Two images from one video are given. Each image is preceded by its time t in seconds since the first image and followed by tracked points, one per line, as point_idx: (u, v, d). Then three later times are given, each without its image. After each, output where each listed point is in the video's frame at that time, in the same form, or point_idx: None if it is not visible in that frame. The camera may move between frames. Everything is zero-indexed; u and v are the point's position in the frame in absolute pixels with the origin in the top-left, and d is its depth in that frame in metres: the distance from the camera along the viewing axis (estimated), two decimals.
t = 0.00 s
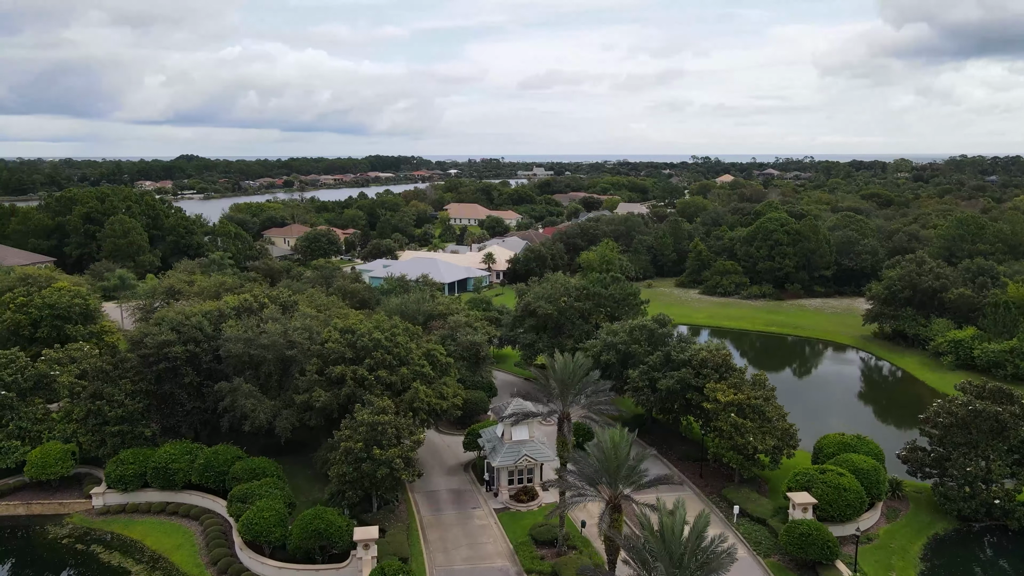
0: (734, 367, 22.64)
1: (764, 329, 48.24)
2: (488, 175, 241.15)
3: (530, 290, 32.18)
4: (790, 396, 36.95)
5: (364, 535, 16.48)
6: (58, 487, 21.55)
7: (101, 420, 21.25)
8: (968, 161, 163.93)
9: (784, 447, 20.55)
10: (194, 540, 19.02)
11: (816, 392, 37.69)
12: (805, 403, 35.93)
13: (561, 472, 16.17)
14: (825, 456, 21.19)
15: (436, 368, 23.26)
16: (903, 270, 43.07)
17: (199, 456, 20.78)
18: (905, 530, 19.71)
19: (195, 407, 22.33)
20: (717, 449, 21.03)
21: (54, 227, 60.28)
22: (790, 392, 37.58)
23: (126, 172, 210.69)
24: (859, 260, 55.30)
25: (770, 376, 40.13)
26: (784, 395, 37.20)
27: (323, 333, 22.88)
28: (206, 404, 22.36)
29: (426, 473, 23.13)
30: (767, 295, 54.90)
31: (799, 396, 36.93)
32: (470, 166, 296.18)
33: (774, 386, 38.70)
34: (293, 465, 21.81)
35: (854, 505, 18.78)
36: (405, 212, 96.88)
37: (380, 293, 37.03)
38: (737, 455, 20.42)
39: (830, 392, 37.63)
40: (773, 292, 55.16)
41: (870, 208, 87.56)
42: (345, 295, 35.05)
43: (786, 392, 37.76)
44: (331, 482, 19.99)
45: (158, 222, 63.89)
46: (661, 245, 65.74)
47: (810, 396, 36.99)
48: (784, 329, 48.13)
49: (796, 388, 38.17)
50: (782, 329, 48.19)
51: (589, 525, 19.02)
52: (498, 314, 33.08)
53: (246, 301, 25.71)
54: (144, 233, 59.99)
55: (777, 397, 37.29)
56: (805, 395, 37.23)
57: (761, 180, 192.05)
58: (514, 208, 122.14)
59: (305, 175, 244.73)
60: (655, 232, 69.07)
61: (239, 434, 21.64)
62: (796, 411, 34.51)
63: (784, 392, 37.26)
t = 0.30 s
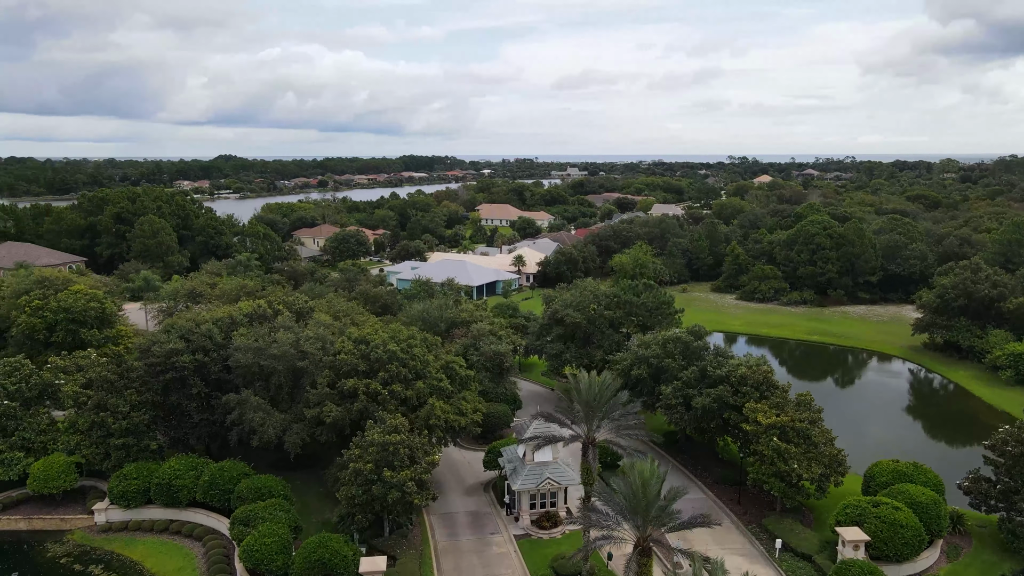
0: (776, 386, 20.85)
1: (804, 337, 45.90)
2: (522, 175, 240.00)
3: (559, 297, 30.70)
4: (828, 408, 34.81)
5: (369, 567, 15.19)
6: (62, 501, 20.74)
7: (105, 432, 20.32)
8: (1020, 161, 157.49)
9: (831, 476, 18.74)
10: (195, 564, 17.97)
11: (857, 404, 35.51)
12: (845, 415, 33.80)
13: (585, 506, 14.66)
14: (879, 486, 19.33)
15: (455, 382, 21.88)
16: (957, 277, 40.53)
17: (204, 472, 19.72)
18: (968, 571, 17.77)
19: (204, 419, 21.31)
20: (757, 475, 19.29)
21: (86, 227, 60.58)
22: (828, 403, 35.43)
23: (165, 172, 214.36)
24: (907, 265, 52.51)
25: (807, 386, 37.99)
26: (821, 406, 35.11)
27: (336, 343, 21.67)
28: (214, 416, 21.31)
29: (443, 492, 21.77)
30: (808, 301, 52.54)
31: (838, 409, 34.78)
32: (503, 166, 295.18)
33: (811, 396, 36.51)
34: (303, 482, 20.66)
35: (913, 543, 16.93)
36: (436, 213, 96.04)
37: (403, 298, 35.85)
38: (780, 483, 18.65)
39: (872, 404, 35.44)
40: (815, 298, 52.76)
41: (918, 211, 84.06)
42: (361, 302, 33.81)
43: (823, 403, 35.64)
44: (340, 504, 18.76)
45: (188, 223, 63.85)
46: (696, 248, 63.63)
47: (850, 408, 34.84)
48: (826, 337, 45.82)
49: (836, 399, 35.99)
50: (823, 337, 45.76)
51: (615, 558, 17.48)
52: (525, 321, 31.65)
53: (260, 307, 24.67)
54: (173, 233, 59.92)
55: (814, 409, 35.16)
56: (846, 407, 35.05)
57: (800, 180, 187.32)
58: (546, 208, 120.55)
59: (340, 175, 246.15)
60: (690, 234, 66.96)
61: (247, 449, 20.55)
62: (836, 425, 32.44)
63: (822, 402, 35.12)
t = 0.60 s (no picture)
0: (820, 409, 18.96)
1: (845, 346, 43.42)
2: (552, 175, 238.51)
3: (584, 306, 29.02)
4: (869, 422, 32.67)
5: None
6: (54, 519, 19.69)
7: (98, 449, 19.16)
8: None
9: (882, 513, 16.79)
10: None
11: (901, 417, 33.27)
12: (888, 430, 31.65)
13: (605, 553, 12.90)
14: (936, 524, 17.40)
15: (468, 399, 20.37)
16: (1012, 285, 37.91)
17: (199, 494, 18.47)
18: None
19: (202, 435, 20.09)
20: (799, 510, 17.40)
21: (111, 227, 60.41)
22: (869, 417, 33.25)
23: (199, 172, 217.11)
24: (955, 271, 49.75)
25: (846, 398, 35.77)
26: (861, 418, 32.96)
27: (343, 357, 20.32)
28: (214, 432, 20.08)
29: (455, 516, 20.27)
30: (848, 308, 50.04)
31: (879, 423, 32.62)
32: (533, 166, 293.46)
33: (851, 409, 34.32)
34: (305, 504, 19.32)
35: None
36: (463, 213, 94.83)
37: (421, 304, 34.49)
38: (825, 520, 16.75)
39: (917, 418, 33.17)
40: (856, 305, 50.24)
41: (965, 213, 80.53)
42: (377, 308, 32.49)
43: (864, 416, 33.46)
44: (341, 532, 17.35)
45: (212, 223, 63.41)
46: (730, 252, 61.34)
47: (893, 422, 32.64)
48: (869, 346, 43.37)
49: (878, 412, 33.80)
50: (865, 346, 43.21)
51: None
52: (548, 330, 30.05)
53: (266, 315, 23.46)
54: (197, 234, 59.44)
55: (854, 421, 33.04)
56: (889, 421, 32.84)
57: (838, 181, 182.47)
58: (576, 209, 118.62)
59: (370, 175, 246.73)
60: (724, 237, 64.69)
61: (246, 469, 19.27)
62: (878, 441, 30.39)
63: (862, 416, 32.95)
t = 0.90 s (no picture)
0: (835, 431, 17.52)
1: (855, 352, 41.83)
2: (556, 175, 237.86)
3: (584, 314, 27.56)
4: (877, 430, 31.28)
5: None
6: (10, 547, 18.31)
7: (57, 472, 17.68)
8: None
9: (908, 547, 15.23)
10: None
11: (911, 427, 31.83)
12: (896, 439, 30.30)
13: None
14: (964, 561, 15.86)
15: (456, 419, 18.96)
16: None
17: (164, 521, 17.08)
18: None
19: (171, 456, 18.68)
20: (815, 542, 15.88)
21: (103, 228, 59.19)
22: (877, 426, 31.83)
23: (201, 172, 216.37)
24: (968, 275, 48.17)
25: (854, 406, 34.31)
26: (869, 427, 31.56)
27: (322, 372, 18.93)
28: (183, 453, 18.69)
29: (442, 543, 18.84)
30: (858, 314, 48.49)
31: (888, 432, 31.22)
32: (537, 166, 291.91)
33: (859, 417, 32.88)
34: (279, 532, 17.90)
35: None
36: (464, 215, 93.43)
37: (415, 311, 33.06)
38: (843, 554, 15.22)
39: (927, 427, 31.73)
40: (866, 310, 48.68)
41: (975, 214, 78.78)
42: (367, 317, 31.05)
43: (872, 425, 32.03)
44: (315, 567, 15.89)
45: (206, 224, 62.19)
46: (735, 254, 59.82)
47: (903, 432, 31.24)
48: (881, 353, 41.80)
49: (886, 420, 32.36)
50: (876, 354, 41.64)
51: None
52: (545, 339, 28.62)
53: (244, 326, 22.09)
54: (190, 236, 58.18)
55: (861, 429, 31.68)
56: (899, 430, 31.40)
57: (844, 182, 180.57)
58: (578, 209, 117.11)
59: (372, 175, 245.55)
60: (729, 239, 63.18)
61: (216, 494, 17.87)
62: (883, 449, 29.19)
63: (871, 424, 31.53)
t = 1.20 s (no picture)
0: (852, 456, 16.07)
1: (863, 359, 40.36)
2: (555, 175, 236.46)
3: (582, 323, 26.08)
4: (881, 437, 29.92)
5: None
6: None
7: (5, 501, 16.19)
8: None
9: None
10: None
11: (918, 436, 30.45)
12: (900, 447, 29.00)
13: None
14: None
15: (440, 441, 17.50)
16: None
17: (120, 555, 15.40)
18: None
19: (132, 481, 17.20)
20: None
21: (89, 230, 57.72)
22: (881, 434, 30.47)
23: (199, 173, 215.12)
24: (978, 278, 46.69)
25: (860, 414, 32.92)
26: (873, 435, 30.19)
27: (295, 391, 17.47)
28: (145, 478, 17.21)
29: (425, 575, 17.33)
30: (864, 318, 47.03)
31: (893, 440, 29.87)
32: (536, 167, 290.41)
33: (863, 426, 31.52)
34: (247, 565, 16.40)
35: None
36: (461, 216, 91.95)
37: (404, 318, 31.60)
38: None
39: (935, 437, 30.34)
40: (872, 315, 47.23)
41: (981, 215, 77.27)
42: (354, 324, 29.57)
43: (876, 433, 30.66)
44: None
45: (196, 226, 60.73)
46: (738, 257, 58.34)
47: (910, 442, 29.86)
48: (889, 360, 40.34)
49: (892, 427, 30.98)
50: (884, 360, 40.17)
51: None
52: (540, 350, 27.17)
53: (215, 339, 20.62)
54: (178, 238, 56.72)
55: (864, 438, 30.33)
56: (905, 439, 30.03)
57: (845, 182, 179.16)
58: (578, 210, 115.64)
59: (371, 175, 244.09)
60: (731, 241, 61.71)
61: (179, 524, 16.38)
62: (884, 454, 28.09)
63: (875, 432, 30.17)
